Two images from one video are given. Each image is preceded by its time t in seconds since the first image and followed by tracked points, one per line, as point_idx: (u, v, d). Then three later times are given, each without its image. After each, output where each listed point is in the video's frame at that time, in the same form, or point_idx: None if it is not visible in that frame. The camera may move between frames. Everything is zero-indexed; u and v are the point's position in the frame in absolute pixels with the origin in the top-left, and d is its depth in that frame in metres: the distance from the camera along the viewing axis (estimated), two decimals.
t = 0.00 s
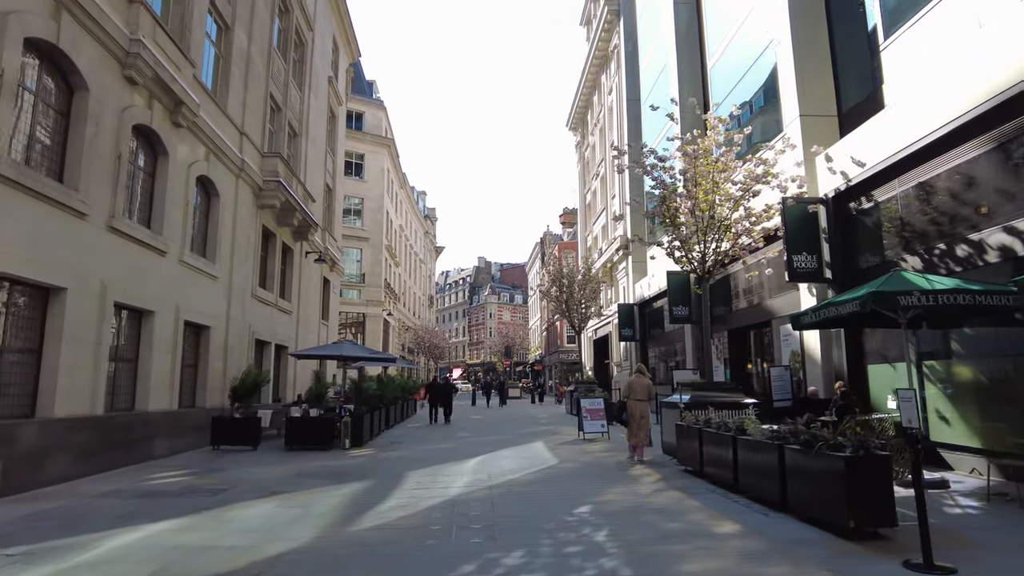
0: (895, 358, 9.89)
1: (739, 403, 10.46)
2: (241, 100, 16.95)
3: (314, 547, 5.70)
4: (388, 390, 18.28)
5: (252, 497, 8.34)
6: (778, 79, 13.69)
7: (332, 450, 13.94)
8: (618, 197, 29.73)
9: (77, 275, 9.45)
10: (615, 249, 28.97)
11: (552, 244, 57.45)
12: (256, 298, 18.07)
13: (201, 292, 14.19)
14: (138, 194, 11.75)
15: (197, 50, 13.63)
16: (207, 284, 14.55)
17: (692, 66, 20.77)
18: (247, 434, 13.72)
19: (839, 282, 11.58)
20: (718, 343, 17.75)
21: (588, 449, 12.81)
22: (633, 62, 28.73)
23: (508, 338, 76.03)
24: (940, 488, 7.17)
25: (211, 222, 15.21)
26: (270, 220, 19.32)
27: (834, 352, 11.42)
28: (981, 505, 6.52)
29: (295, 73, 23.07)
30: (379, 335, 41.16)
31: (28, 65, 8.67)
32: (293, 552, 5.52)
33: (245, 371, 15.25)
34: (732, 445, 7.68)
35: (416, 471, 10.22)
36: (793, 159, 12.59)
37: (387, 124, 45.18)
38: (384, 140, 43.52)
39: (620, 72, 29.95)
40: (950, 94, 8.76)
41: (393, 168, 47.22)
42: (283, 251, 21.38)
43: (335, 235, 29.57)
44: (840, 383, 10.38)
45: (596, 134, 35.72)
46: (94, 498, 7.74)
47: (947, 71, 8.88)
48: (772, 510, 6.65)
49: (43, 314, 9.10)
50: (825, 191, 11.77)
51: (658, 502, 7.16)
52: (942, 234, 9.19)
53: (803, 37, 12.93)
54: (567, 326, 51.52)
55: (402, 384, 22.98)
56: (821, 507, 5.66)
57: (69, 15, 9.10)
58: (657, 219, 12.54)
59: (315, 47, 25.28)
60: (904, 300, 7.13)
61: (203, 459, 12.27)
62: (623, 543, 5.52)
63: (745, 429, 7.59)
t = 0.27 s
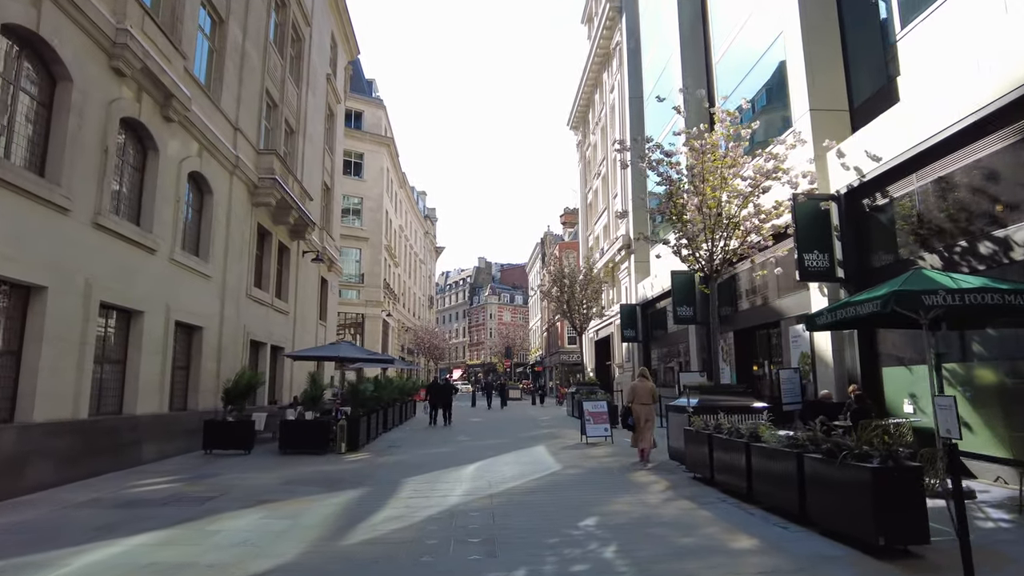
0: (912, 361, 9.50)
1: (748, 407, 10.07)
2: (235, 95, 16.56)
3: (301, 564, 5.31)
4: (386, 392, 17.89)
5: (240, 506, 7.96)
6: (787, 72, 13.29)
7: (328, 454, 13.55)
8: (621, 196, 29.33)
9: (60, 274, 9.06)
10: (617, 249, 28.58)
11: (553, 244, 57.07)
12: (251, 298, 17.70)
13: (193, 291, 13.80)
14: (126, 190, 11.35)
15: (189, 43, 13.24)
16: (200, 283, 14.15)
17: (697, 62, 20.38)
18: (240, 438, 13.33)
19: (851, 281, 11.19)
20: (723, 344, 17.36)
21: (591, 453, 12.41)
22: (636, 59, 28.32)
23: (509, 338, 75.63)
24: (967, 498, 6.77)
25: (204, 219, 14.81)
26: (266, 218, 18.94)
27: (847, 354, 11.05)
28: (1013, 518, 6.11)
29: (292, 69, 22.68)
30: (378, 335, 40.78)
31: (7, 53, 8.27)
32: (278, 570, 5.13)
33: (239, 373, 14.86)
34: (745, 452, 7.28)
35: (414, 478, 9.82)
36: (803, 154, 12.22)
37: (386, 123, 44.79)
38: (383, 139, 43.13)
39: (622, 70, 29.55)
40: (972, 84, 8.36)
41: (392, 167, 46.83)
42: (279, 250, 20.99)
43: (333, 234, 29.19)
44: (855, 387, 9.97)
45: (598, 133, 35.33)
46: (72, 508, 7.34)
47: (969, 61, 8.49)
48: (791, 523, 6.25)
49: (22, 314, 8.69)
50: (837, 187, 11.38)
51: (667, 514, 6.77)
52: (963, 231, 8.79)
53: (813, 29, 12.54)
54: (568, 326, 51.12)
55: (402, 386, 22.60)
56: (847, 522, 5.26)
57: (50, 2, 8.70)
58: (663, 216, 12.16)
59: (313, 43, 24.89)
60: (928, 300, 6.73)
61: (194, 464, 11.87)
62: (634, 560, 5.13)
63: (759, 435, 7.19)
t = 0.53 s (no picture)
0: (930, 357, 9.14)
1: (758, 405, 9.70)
2: (229, 87, 16.19)
3: (286, 573, 4.93)
4: (383, 391, 17.53)
5: (227, 509, 7.58)
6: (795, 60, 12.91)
7: (323, 454, 13.17)
8: (622, 193, 28.96)
9: (40, 266, 8.67)
10: (619, 247, 28.21)
11: (553, 243, 56.71)
12: (245, 295, 17.32)
13: (184, 287, 13.42)
14: (114, 181, 10.97)
15: (180, 31, 12.86)
16: (191, 279, 13.77)
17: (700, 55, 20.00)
18: (233, 438, 12.96)
19: (863, 275, 10.83)
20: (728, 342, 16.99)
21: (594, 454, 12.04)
22: (638, 55, 27.96)
23: (509, 338, 75.25)
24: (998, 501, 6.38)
25: (197, 214, 14.44)
26: (261, 213, 18.57)
27: (859, 350, 10.74)
28: None
29: (288, 63, 22.32)
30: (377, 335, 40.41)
31: None
32: None
33: (232, 371, 14.48)
34: (758, 452, 6.90)
35: (410, 480, 9.45)
36: (813, 145, 11.86)
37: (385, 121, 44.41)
38: (382, 137, 42.75)
39: (624, 65, 29.18)
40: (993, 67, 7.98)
41: (391, 165, 46.45)
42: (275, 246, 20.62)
43: (331, 232, 28.80)
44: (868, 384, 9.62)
45: (598, 130, 34.97)
46: (49, 511, 6.96)
47: (991, 42, 8.12)
48: (809, 528, 5.89)
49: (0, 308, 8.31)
50: (849, 178, 11.02)
51: (678, 518, 6.39)
52: (985, 221, 8.41)
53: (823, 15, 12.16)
54: (569, 326, 50.73)
55: (400, 385, 22.24)
56: (874, 528, 4.89)
57: None
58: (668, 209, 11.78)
59: (310, 38, 24.51)
60: (954, 291, 6.36)
61: (184, 465, 11.49)
62: (645, 569, 4.75)
63: (774, 434, 6.81)
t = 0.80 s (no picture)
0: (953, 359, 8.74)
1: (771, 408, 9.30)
2: (224, 80, 15.79)
3: None
4: (382, 392, 17.13)
5: (216, 519, 7.17)
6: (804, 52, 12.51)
7: (319, 458, 12.78)
8: (624, 191, 28.58)
9: (20, 263, 8.27)
10: (621, 245, 27.81)
11: (554, 242, 56.35)
12: (240, 294, 16.93)
13: (176, 285, 13.03)
14: (100, 174, 10.56)
15: (171, 21, 12.47)
16: (184, 277, 13.38)
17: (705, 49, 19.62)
18: (225, 441, 12.55)
19: (879, 273, 10.43)
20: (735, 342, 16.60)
21: (599, 458, 11.63)
22: (641, 51, 27.58)
23: (509, 338, 74.87)
24: None
25: (189, 210, 14.04)
26: (257, 210, 18.18)
27: (876, 352, 10.31)
28: None
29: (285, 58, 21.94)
30: (376, 335, 40.03)
31: None
32: None
33: (226, 371, 14.08)
34: (777, 459, 6.50)
35: (409, 486, 9.05)
36: (825, 138, 11.45)
37: (384, 118, 44.00)
38: (381, 135, 42.36)
39: (626, 61, 28.79)
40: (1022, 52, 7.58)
41: (391, 164, 46.02)
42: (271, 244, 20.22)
43: (329, 230, 28.39)
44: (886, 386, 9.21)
45: (600, 127, 34.59)
46: (25, 521, 6.56)
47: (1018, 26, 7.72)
48: (834, 541, 5.50)
49: None
50: (865, 172, 10.61)
51: (694, 531, 5.99)
52: (1013, 214, 8.00)
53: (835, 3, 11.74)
54: (570, 326, 50.35)
55: (399, 386, 21.83)
56: (910, 545, 4.51)
57: None
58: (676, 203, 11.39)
59: (307, 33, 24.11)
60: (988, 287, 5.94)
61: (174, 469, 11.09)
62: None
63: (794, 440, 6.40)
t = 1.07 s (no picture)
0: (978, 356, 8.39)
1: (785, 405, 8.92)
2: (219, 70, 15.42)
3: None
4: (382, 390, 16.77)
5: (204, 521, 6.81)
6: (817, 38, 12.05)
7: (316, 457, 12.41)
8: (628, 186, 28.18)
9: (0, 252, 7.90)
10: (625, 242, 27.43)
11: (555, 240, 55.96)
12: (236, 289, 16.56)
13: (169, 279, 12.67)
14: (88, 163, 10.20)
15: (163, 7, 12.11)
16: (177, 271, 13.01)
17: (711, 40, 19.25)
18: (219, 439, 12.20)
19: (896, 265, 10.04)
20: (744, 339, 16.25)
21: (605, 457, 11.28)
22: (645, 44, 27.19)
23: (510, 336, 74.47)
24: None
25: (183, 202, 13.68)
26: (253, 204, 17.81)
27: (894, 348, 9.93)
28: None
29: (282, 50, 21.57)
30: (376, 333, 39.70)
31: None
32: None
33: (220, 368, 13.72)
34: (799, 459, 6.10)
35: (408, 486, 8.69)
36: (840, 127, 11.01)
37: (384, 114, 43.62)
38: (381, 131, 42.00)
39: (629, 55, 28.40)
40: None
41: (391, 160, 45.66)
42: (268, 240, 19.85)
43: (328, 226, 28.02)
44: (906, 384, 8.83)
45: (603, 123, 34.21)
46: None
47: None
48: (864, 548, 5.12)
49: None
50: (882, 161, 10.20)
51: (710, 537, 5.61)
52: None
53: None
54: (572, 324, 49.97)
55: (400, 384, 21.46)
56: (954, 554, 4.14)
57: None
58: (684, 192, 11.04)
59: (306, 25, 23.74)
60: None
61: (165, 469, 10.73)
62: None
63: (817, 439, 6.01)
